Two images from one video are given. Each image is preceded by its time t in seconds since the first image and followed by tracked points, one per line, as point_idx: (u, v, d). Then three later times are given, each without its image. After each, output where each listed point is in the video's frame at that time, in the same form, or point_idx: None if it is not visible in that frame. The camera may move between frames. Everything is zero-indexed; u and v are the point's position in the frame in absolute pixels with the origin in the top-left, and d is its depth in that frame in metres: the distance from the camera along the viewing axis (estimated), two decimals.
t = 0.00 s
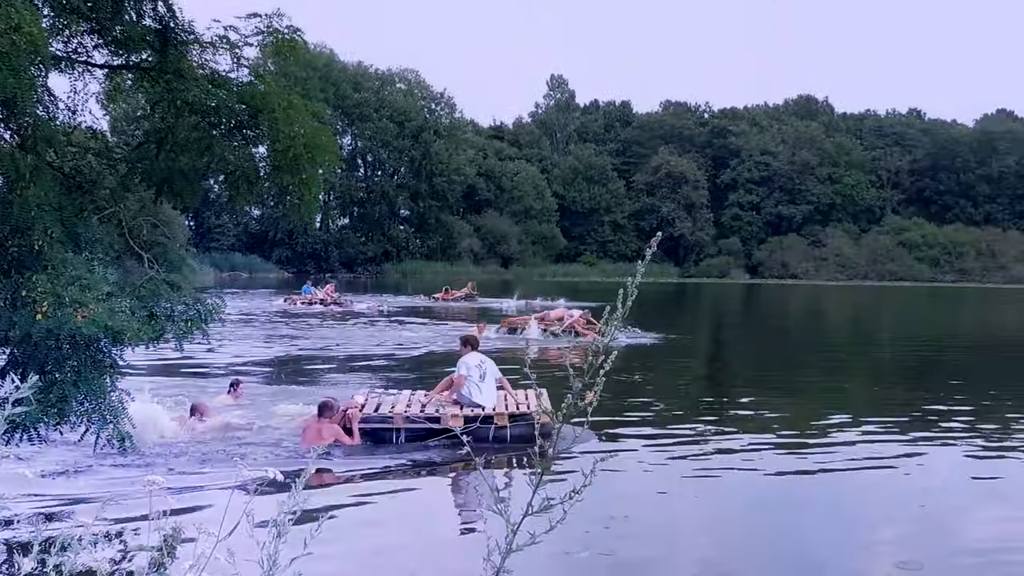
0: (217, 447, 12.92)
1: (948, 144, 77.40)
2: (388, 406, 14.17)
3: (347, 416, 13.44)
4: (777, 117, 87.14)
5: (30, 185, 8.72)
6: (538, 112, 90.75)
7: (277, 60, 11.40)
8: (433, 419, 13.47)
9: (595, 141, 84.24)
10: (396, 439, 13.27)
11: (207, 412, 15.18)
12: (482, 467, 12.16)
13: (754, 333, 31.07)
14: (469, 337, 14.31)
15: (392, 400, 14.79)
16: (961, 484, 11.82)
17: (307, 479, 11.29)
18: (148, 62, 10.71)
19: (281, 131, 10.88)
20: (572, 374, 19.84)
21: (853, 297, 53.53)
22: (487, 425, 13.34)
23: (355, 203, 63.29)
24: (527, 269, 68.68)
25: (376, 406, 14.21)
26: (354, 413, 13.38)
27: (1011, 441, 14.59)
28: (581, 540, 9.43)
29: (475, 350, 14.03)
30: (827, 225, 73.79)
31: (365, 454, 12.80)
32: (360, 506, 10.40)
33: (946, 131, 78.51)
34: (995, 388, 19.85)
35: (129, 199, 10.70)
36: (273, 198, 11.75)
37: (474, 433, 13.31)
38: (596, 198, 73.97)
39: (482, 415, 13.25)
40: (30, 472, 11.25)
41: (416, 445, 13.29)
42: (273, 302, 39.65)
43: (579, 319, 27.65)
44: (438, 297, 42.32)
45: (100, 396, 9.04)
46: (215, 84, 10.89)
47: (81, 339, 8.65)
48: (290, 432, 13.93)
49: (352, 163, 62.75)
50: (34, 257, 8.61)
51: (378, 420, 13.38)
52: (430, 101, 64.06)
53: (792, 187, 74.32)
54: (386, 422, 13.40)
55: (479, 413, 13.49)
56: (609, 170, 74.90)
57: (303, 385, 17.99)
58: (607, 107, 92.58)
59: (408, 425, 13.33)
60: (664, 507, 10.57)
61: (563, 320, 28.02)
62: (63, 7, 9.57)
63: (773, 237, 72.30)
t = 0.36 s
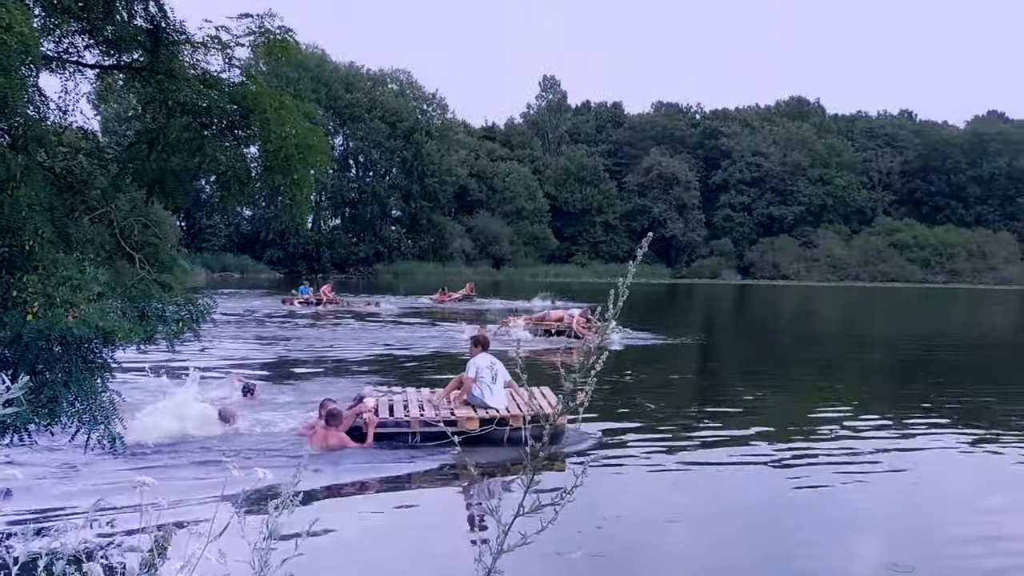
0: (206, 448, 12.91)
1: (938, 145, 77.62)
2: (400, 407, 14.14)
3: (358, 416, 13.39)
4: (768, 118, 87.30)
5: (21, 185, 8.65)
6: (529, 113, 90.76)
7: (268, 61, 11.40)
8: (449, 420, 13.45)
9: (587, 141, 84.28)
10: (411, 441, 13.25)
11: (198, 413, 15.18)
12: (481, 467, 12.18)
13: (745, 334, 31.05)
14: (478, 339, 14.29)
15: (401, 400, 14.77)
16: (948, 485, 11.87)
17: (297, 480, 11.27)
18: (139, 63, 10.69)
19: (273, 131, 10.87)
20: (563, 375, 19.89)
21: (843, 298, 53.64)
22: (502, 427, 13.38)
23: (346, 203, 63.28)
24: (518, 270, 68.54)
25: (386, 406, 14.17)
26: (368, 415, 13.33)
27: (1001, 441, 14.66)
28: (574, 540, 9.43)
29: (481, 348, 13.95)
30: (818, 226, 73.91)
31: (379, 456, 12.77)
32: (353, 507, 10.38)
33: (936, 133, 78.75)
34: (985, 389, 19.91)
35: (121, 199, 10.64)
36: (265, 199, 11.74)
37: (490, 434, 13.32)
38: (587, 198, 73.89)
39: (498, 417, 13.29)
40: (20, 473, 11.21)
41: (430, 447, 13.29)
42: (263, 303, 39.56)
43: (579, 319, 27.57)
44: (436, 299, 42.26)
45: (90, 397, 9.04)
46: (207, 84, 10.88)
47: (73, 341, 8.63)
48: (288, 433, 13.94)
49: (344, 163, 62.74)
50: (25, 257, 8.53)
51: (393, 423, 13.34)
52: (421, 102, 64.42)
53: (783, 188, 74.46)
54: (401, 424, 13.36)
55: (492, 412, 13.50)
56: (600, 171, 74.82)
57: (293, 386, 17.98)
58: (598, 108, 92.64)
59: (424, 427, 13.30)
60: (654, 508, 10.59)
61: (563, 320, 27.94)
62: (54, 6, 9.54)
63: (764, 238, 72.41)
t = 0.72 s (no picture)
0: (197, 448, 12.90)
1: (929, 145, 77.78)
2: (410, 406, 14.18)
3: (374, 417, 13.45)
4: (759, 118, 87.47)
5: (11, 185, 8.59)
6: (521, 113, 90.80)
7: (260, 61, 11.39)
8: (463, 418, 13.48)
9: (579, 142, 84.31)
10: (427, 439, 13.29)
11: (190, 413, 15.17)
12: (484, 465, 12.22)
13: (737, 333, 31.01)
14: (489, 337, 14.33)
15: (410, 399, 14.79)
16: (939, 484, 11.89)
17: (289, 480, 11.27)
18: (131, 63, 10.68)
19: (265, 131, 10.85)
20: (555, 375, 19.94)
21: (835, 297, 53.72)
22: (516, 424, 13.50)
23: (338, 203, 63.22)
24: (510, 271, 68.28)
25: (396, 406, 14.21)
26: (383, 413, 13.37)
27: (993, 440, 14.69)
28: (567, 540, 9.42)
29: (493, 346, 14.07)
30: (810, 226, 74.06)
31: (391, 455, 12.82)
32: (345, 507, 10.37)
33: (928, 133, 78.89)
34: (977, 389, 19.95)
35: (112, 199, 10.58)
36: (258, 200, 11.70)
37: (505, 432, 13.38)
38: (580, 199, 73.86)
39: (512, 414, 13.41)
40: (10, 473, 11.20)
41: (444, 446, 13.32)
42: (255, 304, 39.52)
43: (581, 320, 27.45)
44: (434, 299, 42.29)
45: (81, 398, 9.06)
46: (199, 84, 10.87)
47: (63, 340, 8.63)
48: (285, 433, 13.94)
49: (336, 164, 62.74)
50: (15, 258, 8.50)
51: (407, 421, 13.37)
52: (413, 102, 64.55)
53: (775, 188, 74.52)
54: (415, 422, 13.39)
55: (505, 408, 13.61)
56: (591, 172, 75.39)
57: (286, 386, 17.98)
58: (590, 108, 92.70)
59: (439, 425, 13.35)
60: (647, 507, 10.58)
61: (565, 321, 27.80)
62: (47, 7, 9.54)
63: (756, 238, 72.51)
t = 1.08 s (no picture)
0: (189, 450, 12.88)
1: (922, 145, 77.87)
2: (415, 408, 14.20)
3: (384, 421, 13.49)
4: (752, 117, 87.59)
5: (4, 186, 8.58)
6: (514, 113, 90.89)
7: (252, 61, 11.39)
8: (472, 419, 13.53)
9: (572, 142, 84.28)
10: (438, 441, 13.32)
11: (182, 416, 15.14)
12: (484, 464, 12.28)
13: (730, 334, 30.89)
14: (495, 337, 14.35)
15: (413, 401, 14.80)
16: (933, 484, 11.88)
17: (283, 481, 11.29)
18: (123, 63, 10.67)
19: (257, 132, 10.84)
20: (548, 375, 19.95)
21: (828, 297, 53.79)
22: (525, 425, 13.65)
23: (331, 204, 63.23)
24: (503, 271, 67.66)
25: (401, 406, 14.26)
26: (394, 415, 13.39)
27: (987, 440, 14.67)
28: (562, 541, 9.42)
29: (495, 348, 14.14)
30: (803, 226, 74.16)
31: (392, 456, 12.85)
32: (339, 507, 10.37)
33: (920, 132, 78.96)
34: (969, 389, 19.95)
35: (104, 200, 10.58)
36: (252, 203, 11.71)
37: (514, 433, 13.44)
38: (573, 199, 73.83)
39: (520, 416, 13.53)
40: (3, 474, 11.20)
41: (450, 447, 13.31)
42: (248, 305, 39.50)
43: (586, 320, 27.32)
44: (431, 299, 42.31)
45: (74, 399, 9.06)
46: (191, 84, 10.82)
47: (55, 342, 8.62)
48: (279, 434, 13.96)
49: (329, 164, 62.76)
50: (9, 260, 8.51)
51: (416, 423, 13.40)
52: (407, 101, 63.78)
53: (768, 188, 74.51)
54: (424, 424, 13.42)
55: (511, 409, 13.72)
56: (585, 172, 75.06)
57: (278, 388, 17.95)
58: (584, 108, 92.78)
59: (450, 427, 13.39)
60: (642, 509, 10.55)
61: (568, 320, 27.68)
62: (38, 8, 9.54)
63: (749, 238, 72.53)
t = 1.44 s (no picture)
0: (180, 451, 12.82)
1: (912, 145, 77.97)
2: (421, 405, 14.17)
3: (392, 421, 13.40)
4: (743, 117, 87.67)
5: None
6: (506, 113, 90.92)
7: (243, 61, 11.38)
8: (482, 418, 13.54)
9: (563, 142, 84.20)
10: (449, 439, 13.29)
11: (173, 417, 15.08)
12: (480, 465, 12.27)
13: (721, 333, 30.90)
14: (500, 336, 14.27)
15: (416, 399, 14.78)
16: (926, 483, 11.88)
17: (276, 481, 11.28)
18: (113, 63, 10.61)
19: (249, 133, 10.82)
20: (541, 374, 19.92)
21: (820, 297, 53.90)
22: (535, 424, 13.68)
23: (323, 203, 63.18)
24: (496, 270, 67.91)
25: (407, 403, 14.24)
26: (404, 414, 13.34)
27: (981, 439, 14.64)
28: (553, 540, 9.41)
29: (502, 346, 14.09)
30: (793, 225, 74.25)
31: (392, 456, 12.85)
32: (331, 508, 10.35)
33: (911, 132, 79.04)
34: (961, 387, 19.96)
35: (95, 200, 10.55)
36: (244, 202, 11.71)
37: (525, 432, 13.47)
38: (564, 199, 73.83)
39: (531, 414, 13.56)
40: None
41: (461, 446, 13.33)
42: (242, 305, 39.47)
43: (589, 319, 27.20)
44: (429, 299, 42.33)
45: (63, 401, 9.03)
46: (182, 84, 10.78)
47: (44, 343, 8.58)
48: (273, 434, 13.95)
49: (320, 164, 62.69)
50: None
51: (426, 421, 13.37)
52: (398, 102, 64.81)
53: (759, 187, 74.53)
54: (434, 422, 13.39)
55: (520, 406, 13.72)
56: (577, 171, 75.23)
57: (270, 389, 17.88)
58: (576, 107, 92.82)
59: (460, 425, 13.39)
60: (635, 508, 10.54)
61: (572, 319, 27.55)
62: (28, 8, 9.48)
63: (740, 237, 72.64)
